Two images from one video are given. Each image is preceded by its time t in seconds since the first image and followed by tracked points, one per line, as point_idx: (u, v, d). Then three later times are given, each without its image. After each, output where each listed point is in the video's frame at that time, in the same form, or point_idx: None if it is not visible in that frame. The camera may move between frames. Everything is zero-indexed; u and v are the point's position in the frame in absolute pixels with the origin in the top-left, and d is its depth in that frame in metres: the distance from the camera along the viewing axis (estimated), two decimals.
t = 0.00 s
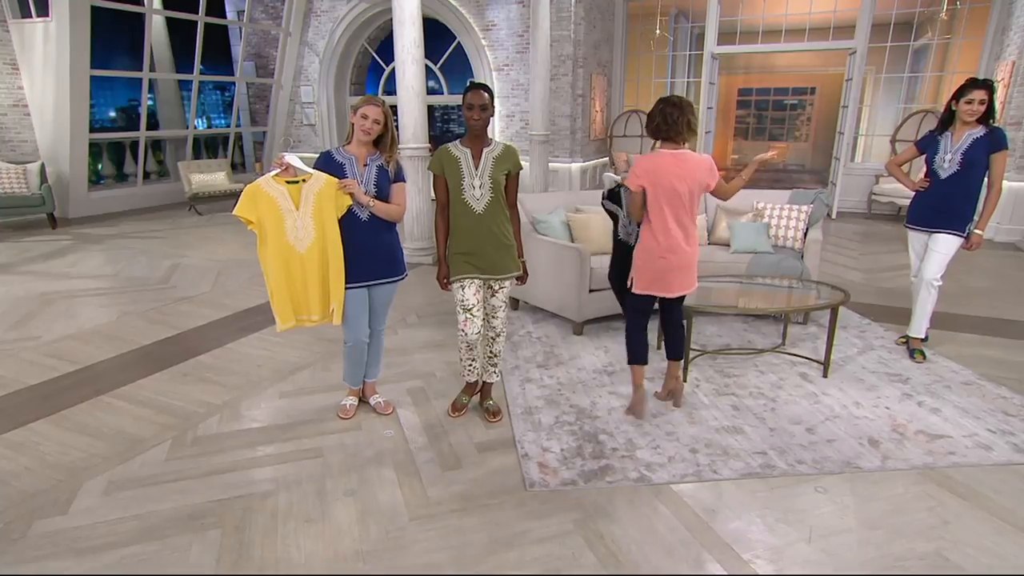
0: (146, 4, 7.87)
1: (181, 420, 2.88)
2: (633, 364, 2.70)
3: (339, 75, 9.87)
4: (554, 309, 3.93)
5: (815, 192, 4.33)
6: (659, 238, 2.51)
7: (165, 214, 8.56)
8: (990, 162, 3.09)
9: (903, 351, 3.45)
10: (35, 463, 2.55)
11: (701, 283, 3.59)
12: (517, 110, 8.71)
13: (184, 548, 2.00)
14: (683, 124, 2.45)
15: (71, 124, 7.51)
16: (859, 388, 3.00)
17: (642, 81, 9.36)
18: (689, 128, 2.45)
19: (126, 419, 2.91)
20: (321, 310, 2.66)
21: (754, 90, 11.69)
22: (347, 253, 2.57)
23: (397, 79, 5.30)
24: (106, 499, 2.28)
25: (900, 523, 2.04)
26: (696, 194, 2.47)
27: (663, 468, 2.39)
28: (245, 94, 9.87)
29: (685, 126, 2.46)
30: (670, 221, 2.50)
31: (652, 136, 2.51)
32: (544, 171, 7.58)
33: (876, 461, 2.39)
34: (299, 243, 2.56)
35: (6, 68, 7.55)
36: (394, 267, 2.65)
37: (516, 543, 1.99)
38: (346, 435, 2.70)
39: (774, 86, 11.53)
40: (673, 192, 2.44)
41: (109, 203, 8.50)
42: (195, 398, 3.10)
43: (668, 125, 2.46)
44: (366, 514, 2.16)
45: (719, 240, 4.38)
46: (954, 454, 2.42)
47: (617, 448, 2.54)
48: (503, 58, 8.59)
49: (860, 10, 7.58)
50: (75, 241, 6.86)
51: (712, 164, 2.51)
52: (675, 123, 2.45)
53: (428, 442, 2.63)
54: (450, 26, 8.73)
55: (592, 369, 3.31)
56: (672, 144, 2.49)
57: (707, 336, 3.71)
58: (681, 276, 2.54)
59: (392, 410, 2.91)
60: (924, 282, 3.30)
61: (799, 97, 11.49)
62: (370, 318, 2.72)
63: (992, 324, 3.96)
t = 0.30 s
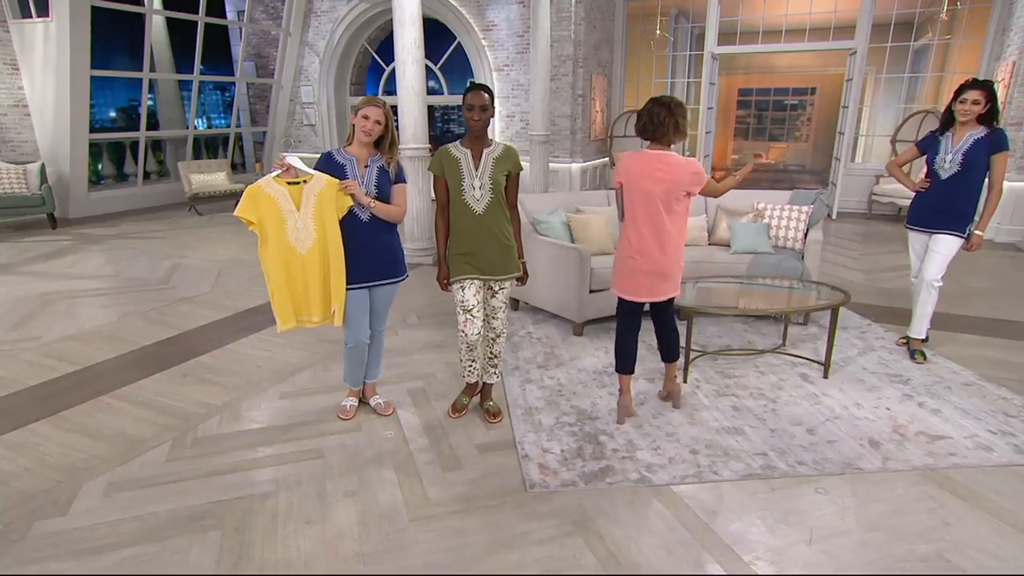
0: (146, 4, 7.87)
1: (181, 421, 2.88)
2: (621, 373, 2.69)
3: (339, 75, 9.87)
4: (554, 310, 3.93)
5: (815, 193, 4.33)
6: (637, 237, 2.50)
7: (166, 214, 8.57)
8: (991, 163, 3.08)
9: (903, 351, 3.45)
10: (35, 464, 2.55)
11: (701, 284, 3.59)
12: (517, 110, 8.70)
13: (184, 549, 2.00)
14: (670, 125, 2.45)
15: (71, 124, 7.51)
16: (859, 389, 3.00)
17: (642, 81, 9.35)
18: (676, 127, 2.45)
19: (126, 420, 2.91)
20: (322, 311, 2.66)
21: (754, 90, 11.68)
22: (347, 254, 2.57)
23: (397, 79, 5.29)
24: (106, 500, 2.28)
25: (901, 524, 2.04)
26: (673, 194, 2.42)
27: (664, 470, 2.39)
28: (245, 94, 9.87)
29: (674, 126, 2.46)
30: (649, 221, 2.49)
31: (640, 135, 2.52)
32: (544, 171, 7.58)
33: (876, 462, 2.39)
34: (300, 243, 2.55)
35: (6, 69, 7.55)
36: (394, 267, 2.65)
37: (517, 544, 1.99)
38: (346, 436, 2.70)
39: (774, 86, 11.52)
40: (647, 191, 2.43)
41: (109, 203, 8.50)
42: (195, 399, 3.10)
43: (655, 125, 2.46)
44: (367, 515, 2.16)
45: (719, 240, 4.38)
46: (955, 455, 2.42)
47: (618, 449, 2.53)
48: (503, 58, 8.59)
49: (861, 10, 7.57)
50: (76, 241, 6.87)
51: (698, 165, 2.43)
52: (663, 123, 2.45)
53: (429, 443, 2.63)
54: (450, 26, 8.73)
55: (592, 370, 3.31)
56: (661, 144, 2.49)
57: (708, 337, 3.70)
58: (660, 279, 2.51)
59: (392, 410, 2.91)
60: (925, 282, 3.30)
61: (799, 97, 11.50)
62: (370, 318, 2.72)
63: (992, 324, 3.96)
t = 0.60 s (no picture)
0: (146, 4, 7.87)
1: (181, 421, 2.88)
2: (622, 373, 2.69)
3: (339, 75, 9.88)
4: (554, 310, 3.93)
5: (815, 193, 4.33)
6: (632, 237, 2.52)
7: (166, 215, 8.57)
8: (991, 164, 3.08)
9: (904, 352, 3.45)
10: (35, 465, 2.54)
11: (701, 284, 3.59)
12: (517, 110, 8.70)
13: (184, 551, 1.99)
14: (667, 127, 2.45)
15: (71, 124, 7.50)
16: (860, 390, 2.99)
17: (642, 81, 9.35)
18: (673, 129, 2.45)
19: (126, 420, 2.91)
20: (323, 312, 2.66)
21: (754, 90, 11.68)
22: (348, 254, 2.57)
23: (398, 79, 5.29)
24: (106, 501, 2.27)
25: (902, 526, 2.03)
26: (660, 197, 2.40)
27: (664, 471, 2.39)
28: (245, 95, 9.87)
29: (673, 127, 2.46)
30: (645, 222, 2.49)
31: (636, 134, 2.51)
32: (544, 171, 7.58)
33: (877, 463, 2.38)
34: (301, 244, 2.55)
35: (6, 69, 7.54)
36: (394, 268, 2.65)
37: (518, 546, 1.99)
38: (346, 436, 2.70)
39: (774, 86, 11.52)
40: (636, 194, 2.45)
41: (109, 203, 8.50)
42: (195, 399, 3.10)
43: (652, 124, 2.46)
44: (367, 517, 2.16)
45: (720, 241, 4.38)
46: (956, 456, 2.42)
47: (618, 450, 2.53)
48: (504, 59, 8.59)
49: (861, 11, 7.56)
50: (76, 241, 6.88)
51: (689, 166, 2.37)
52: (659, 122, 2.45)
53: (429, 444, 2.62)
54: (450, 26, 8.74)
55: (593, 371, 3.31)
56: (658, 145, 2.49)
57: (708, 338, 3.70)
58: (654, 279, 2.48)
59: (392, 411, 2.91)
60: (925, 282, 3.29)
61: (800, 97, 11.49)
62: (371, 319, 2.71)
63: (993, 325, 3.96)
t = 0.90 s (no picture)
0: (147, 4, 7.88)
1: (181, 422, 2.87)
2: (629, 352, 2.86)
3: (339, 75, 9.88)
4: (555, 311, 3.92)
5: (817, 194, 4.31)
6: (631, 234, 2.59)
7: (166, 215, 8.57)
8: (988, 163, 3.08)
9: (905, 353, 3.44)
10: (35, 466, 2.54)
11: (702, 284, 3.58)
12: (518, 110, 8.69)
13: (184, 552, 1.99)
14: (661, 128, 2.45)
15: (71, 124, 7.50)
16: (862, 391, 2.98)
17: (642, 82, 9.33)
18: (669, 131, 2.45)
19: (126, 421, 2.90)
20: (322, 312, 2.65)
21: (755, 90, 11.67)
22: (348, 255, 2.56)
23: (398, 80, 5.28)
24: (106, 502, 2.27)
25: (904, 527, 2.03)
26: (647, 198, 2.42)
27: (665, 472, 2.38)
28: (245, 95, 9.87)
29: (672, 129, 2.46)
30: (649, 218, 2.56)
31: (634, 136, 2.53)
32: (545, 171, 7.58)
33: (879, 464, 2.38)
34: (301, 244, 2.55)
35: (6, 69, 7.53)
36: (395, 268, 2.64)
37: (518, 548, 1.98)
38: (347, 437, 2.70)
39: (775, 86, 11.51)
40: (631, 196, 2.50)
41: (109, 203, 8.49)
42: (195, 400, 3.10)
43: (647, 126, 2.47)
44: (368, 518, 2.15)
45: (720, 241, 4.37)
46: (958, 458, 2.41)
47: (619, 451, 2.52)
48: (504, 58, 8.58)
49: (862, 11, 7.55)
50: (76, 241, 6.88)
51: (675, 170, 2.34)
52: (654, 126, 2.45)
53: (429, 445, 2.62)
54: (450, 26, 8.74)
55: (593, 371, 3.30)
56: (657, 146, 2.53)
57: (709, 338, 3.70)
58: (652, 280, 2.52)
59: (393, 412, 2.90)
60: (926, 282, 3.24)
61: (800, 98, 11.48)
62: (371, 319, 2.70)
63: (996, 326, 3.94)
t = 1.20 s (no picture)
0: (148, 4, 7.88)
1: (181, 422, 2.87)
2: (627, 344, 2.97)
3: (340, 75, 9.88)
4: (556, 311, 3.92)
5: (817, 194, 4.30)
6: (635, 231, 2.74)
7: (166, 215, 8.56)
8: (982, 166, 3.04)
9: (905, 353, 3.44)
10: (35, 466, 2.53)
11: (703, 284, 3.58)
12: (518, 110, 8.69)
13: (184, 552, 1.98)
14: (641, 126, 2.51)
15: (71, 124, 7.50)
16: (863, 391, 2.98)
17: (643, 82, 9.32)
18: (649, 131, 2.49)
19: (126, 421, 2.90)
20: (322, 312, 2.65)
21: (755, 90, 11.66)
22: (348, 255, 2.56)
23: (398, 80, 5.27)
24: (106, 502, 2.26)
25: (905, 527, 2.02)
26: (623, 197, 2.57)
27: (666, 472, 2.38)
28: (246, 95, 9.86)
29: (653, 130, 2.50)
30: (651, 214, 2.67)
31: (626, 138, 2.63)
32: (545, 171, 7.58)
33: (880, 464, 2.37)
34: (300, 244, 2.55)
35: (6, 68, 7.53)
36: (395, 268, 2.64)
37: (519, 549, 1.97)
38: (347, 437, 2.69)
39: (775, 86, 11.51)
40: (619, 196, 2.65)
41: (109, 203, 8.49)
42: (195, 400, 3.09)
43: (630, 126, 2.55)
44: (368, 518, 2.15)
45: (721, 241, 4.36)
46: (959, 458, 2.40)
47: (620, 452, 2.52)
48: (505, 58, 8.58)
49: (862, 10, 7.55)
50: (77, 241, 6.88)
51: (638, 171, 2.44)
52: (633, 126, 2.52)
53: (430, 445, 2.61)
54: (451, 26, 8.74)
55: (594, 371, 3.30)
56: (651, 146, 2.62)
57: (710, 339, 3.69)
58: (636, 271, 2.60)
59: (393, 412, 2.90)
60: (924, 291, 3.15)
61: (800, 98, 11.47)
62: (371, 319, 2.70)
63: (996, 326, 3.94)
